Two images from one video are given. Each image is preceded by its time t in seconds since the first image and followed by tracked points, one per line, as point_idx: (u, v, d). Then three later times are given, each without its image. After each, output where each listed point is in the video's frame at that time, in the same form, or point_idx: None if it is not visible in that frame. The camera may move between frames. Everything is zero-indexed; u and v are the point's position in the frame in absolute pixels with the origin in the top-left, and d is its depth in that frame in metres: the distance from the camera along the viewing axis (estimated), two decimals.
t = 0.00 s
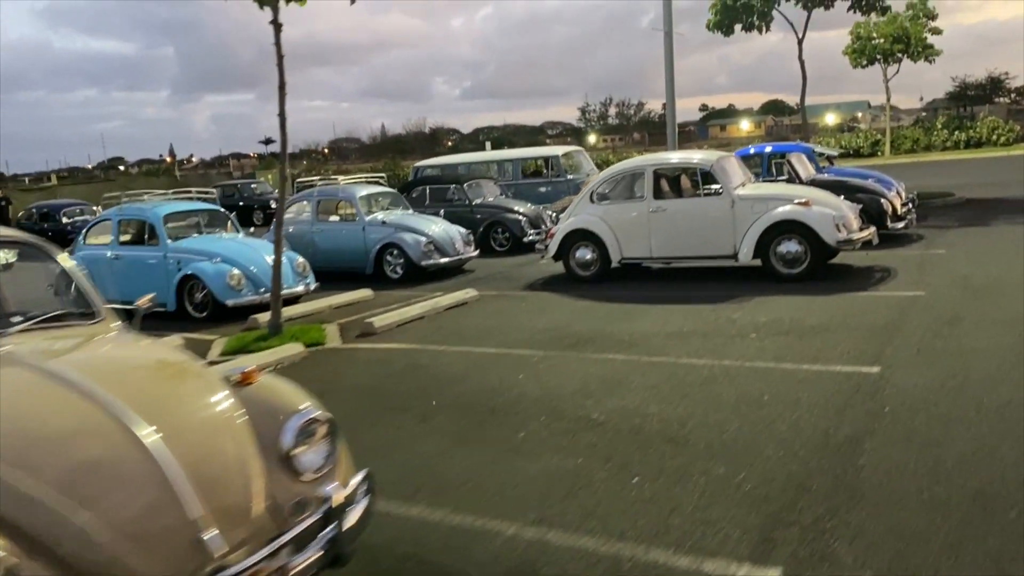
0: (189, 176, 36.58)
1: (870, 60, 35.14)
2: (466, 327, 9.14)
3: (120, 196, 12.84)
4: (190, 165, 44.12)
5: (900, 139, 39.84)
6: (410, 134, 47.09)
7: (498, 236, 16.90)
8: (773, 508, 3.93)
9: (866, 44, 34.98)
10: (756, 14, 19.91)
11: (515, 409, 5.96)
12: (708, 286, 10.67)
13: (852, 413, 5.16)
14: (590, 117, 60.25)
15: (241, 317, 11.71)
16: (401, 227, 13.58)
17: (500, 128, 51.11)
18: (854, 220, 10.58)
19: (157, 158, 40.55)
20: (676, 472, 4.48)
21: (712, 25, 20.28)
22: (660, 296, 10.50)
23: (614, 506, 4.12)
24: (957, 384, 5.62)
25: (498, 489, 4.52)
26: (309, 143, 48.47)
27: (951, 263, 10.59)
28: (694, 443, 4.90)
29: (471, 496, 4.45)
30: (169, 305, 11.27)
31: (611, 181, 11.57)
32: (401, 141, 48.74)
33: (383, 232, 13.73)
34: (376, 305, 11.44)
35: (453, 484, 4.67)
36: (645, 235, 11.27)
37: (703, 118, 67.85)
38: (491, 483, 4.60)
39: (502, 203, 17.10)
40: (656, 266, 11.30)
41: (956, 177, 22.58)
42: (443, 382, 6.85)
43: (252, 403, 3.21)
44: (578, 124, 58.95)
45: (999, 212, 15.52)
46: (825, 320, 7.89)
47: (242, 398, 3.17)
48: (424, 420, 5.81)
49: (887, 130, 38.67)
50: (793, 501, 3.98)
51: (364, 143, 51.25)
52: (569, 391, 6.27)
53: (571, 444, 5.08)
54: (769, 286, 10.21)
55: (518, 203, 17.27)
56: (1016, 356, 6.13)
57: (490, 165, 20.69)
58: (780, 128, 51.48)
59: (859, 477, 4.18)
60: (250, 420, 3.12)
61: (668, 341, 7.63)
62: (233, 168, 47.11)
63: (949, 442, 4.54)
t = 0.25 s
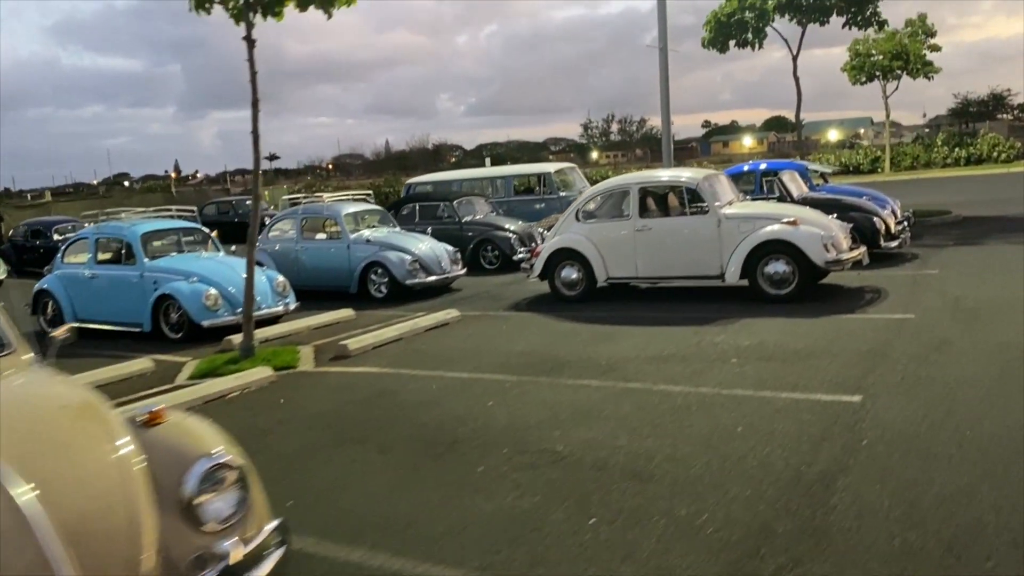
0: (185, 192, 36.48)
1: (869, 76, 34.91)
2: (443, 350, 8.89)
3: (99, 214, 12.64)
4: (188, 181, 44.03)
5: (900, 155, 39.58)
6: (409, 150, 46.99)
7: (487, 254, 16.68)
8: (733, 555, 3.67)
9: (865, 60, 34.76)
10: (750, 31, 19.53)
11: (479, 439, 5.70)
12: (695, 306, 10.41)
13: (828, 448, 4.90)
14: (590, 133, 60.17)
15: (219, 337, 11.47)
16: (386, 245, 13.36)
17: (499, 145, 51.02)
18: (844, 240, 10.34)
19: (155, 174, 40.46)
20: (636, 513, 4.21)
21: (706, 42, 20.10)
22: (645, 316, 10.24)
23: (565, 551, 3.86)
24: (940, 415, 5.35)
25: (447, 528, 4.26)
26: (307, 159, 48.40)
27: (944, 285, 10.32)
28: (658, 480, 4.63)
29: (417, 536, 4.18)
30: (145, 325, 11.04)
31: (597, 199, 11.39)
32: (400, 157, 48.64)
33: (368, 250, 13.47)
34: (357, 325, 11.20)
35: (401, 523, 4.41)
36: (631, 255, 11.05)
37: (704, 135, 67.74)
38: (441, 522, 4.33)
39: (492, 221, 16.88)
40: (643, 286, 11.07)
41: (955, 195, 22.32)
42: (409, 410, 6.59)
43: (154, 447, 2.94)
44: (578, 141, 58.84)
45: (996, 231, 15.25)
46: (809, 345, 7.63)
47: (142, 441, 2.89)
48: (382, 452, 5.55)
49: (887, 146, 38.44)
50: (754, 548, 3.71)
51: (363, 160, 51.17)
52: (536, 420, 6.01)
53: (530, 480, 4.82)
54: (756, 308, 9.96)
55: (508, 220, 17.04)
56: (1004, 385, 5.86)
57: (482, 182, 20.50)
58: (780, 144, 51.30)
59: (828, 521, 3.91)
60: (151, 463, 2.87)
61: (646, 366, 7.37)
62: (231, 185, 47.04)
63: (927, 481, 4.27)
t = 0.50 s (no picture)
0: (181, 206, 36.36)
1: (868, 91, 34.76)
2: (422, 370, 8.68)
3: (81, 230, 12.48)
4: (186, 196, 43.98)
5: (900, 170, 39.39)
6: (408, 164, 46.92)
7: (478, 269, 16.49)
8: None
9: (864, 74, 34.62)
10: (745, 45, 19.43)
11: (445, 466, 5.49)
12: (683, 324, 10.20)
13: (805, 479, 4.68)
14: (590, 147, 60.13)
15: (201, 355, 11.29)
16: (373, 262, 13.18)
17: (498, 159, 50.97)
18: (835, 257, 10.13)
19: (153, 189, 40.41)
20: (598, 551, 3.99)
21: (700, 57, 19.92)
22: (632, 334, 10.03)
23: None
24: (923, 443, 5.13)
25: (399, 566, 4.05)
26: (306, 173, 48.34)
27: (937, 302, 10.10)
28: (625, 514, 4.42)
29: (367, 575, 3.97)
30: (124, 343, 10.86)
31: (584, 215, 11.24)
32: (399, 171, 48.62)
33: (354, 266, 13.30)
34: (339, 343, 11.00)
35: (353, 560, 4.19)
36: (618, 272, 10.86)
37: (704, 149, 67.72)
38: (394, 559, 4.12)
39: (483, 236, 16.70)
40: (631, 304, 10.87)
41: (952, 209, 22.12)
42: (379, 434, 6.38)
43: (59, 488, 2.74)
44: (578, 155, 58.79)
45: (993, 246, 15.03)
46: (795, 366, 7.42)
47: (45, 483, 2.69)
48: (345, 481, 5.34)
49: (886, 160, 38.29)
50: None
51: (362, 174, 51.11)
52: (507, 446, 5.80)
53: (492, 513, 4.60)
54: (744, 326, 9.75)
55: (500, 235, 16.86)
56: (992, 411, 5.63)
57: (475, 197, 20.35)
58: (781, 159, 51.16)
59: (799, 561, 3.69)
60: (55, 506, 2.67)
61: (626, 388, 7.16)
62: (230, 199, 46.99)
63: (906, 517, 4.05)
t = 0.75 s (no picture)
0: (178, 218, 36.20)
1: (869, 103, 34.52)
2: (398, 388, 8.40)
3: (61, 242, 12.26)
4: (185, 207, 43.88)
5: (902, 182, 39.12)
6: (407, 177, 46.79)
7: (469, 283, 16.23)
8: None
9: (864, 86, 34.39)
10: (743, 56, 19.17)
11: (406, 494, 5.20)
12: (672, 340, 9.92)
13: (782, 511, 4.39)
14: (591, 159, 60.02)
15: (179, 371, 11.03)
16: (358, 275, 12.92)
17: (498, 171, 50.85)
18: (828, 272, 9.85)
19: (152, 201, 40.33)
20: None
21: (696, 67, 19.79)
22: (619, 351, 9.75)
23: None
24: (911, 471, 4.84)
25: None
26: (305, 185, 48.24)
27: (933, 319, 9.81)
28: (589, 550, 4.13)
29: None
30: (100, 359, 10.61)
31: (572, 228, 10.99)
32: (399, 184, 48.49)
33: (339, 280, 13.04)
34: (320, 359, 10.74)
35: None
36: (606, 286, 10.59)
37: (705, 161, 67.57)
38: None
39: (474, 249, 16.44)
40: (619, 319, 10.59)
41: (953, 223, 21.82)
42: (344, 459, 6.10)
43: None
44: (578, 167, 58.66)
45: (993, 261, 14.73)
46: (782, 387, 7.12)
47: None
48: (299, 510, 5.05)
49: (888, 173, 38.01)
50: None
51: (361, 186, 50.98)
52: (474, 471, 5.52)
53: (448, 548, 4.32)
54: (734, 343, 9.46)
55: (492, 249, 16.61)
56: (985, 437, 5.34)
57: (468, 209, 20.12)
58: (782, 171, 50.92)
59: None
60: None
61: (606, 409, 6.87)
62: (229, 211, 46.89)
63: (887, 556, 3.76)
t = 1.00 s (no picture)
0: (175, 225, 36.01)
1: (871, 110, 34.27)
2: (379, 403, 8.12)
3: (42, 250, 12.02)
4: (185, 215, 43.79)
5: (904, 190, 38.83)
6: (408, 184, 46.63)
7: (462, 292, 15.97)
8: None
9: (866, 93, 34.15)
10: (741, 61, 18.87)
11: (372, 518, 4.92)
12: (664, 352, 9.63)
13: (769, 542, 4.10)
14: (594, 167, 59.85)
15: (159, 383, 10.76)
16: (347, 285, 12.67)
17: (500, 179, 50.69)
18: (824, 282, 9.56)
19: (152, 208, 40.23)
20: None
21: (695, 73, 19.50)
22: (609, 363, 9.46)
23: None
24: (906, 498, 4.54)
25: None
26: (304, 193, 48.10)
27: (933, 331, 9.52)
28: None
29: None
30: (77, 371, 10.35)
31: (562, 237, 10.74)
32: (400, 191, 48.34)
33: (327, 289, 12.78)
34: (304, 371, 10.47)
35: None
36: (597, 296, 10.32)
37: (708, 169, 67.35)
38: None
39: (467, 257, 16.18)
40: (610, 330, 10.31)
41: (956, 232, 21.52)
42: (313, 479, 5.82)
43: None
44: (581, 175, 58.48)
45: (997, 271, 14.41)
46: (775, 403, 6.83)
47: None
48: (258, 536, 4.77)
49: (890, 181, 37.72)
50: None
51: (361, 194, 50.83)
52: (446, 495, 5.23)
53: None
54: (727, 356, 9.16)
55: (485, 257, 16.35)
56: (986, 460, 5.04)
57: (463, 217, 19.88)
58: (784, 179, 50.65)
59: None
60: None
61: (590, 427, 6.59)
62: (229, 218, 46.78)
63: None
